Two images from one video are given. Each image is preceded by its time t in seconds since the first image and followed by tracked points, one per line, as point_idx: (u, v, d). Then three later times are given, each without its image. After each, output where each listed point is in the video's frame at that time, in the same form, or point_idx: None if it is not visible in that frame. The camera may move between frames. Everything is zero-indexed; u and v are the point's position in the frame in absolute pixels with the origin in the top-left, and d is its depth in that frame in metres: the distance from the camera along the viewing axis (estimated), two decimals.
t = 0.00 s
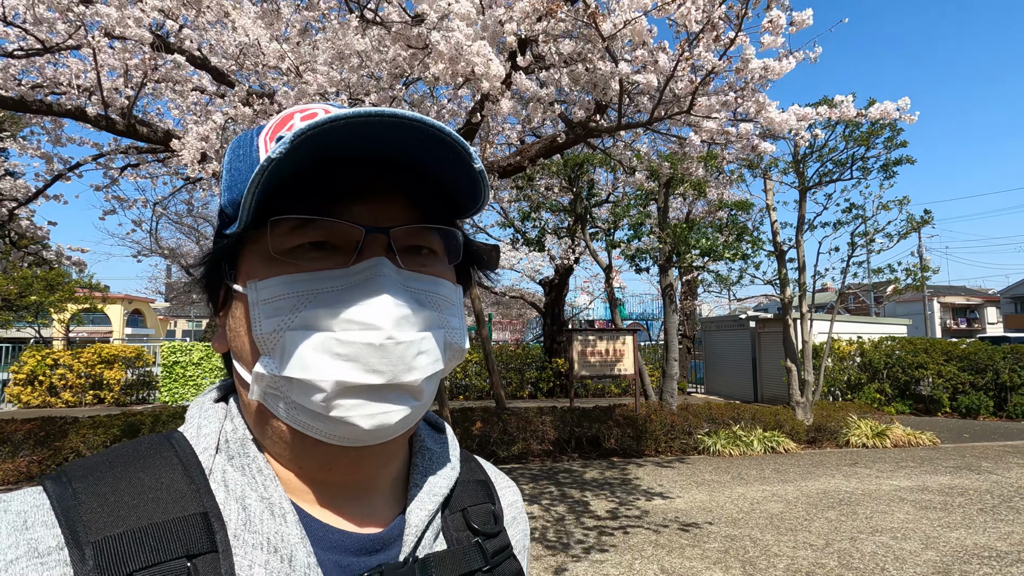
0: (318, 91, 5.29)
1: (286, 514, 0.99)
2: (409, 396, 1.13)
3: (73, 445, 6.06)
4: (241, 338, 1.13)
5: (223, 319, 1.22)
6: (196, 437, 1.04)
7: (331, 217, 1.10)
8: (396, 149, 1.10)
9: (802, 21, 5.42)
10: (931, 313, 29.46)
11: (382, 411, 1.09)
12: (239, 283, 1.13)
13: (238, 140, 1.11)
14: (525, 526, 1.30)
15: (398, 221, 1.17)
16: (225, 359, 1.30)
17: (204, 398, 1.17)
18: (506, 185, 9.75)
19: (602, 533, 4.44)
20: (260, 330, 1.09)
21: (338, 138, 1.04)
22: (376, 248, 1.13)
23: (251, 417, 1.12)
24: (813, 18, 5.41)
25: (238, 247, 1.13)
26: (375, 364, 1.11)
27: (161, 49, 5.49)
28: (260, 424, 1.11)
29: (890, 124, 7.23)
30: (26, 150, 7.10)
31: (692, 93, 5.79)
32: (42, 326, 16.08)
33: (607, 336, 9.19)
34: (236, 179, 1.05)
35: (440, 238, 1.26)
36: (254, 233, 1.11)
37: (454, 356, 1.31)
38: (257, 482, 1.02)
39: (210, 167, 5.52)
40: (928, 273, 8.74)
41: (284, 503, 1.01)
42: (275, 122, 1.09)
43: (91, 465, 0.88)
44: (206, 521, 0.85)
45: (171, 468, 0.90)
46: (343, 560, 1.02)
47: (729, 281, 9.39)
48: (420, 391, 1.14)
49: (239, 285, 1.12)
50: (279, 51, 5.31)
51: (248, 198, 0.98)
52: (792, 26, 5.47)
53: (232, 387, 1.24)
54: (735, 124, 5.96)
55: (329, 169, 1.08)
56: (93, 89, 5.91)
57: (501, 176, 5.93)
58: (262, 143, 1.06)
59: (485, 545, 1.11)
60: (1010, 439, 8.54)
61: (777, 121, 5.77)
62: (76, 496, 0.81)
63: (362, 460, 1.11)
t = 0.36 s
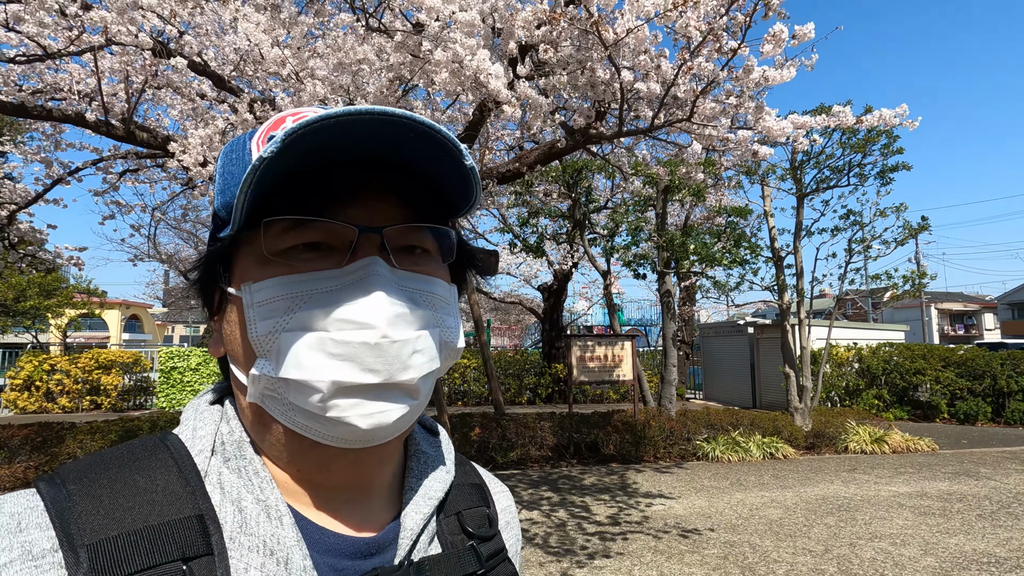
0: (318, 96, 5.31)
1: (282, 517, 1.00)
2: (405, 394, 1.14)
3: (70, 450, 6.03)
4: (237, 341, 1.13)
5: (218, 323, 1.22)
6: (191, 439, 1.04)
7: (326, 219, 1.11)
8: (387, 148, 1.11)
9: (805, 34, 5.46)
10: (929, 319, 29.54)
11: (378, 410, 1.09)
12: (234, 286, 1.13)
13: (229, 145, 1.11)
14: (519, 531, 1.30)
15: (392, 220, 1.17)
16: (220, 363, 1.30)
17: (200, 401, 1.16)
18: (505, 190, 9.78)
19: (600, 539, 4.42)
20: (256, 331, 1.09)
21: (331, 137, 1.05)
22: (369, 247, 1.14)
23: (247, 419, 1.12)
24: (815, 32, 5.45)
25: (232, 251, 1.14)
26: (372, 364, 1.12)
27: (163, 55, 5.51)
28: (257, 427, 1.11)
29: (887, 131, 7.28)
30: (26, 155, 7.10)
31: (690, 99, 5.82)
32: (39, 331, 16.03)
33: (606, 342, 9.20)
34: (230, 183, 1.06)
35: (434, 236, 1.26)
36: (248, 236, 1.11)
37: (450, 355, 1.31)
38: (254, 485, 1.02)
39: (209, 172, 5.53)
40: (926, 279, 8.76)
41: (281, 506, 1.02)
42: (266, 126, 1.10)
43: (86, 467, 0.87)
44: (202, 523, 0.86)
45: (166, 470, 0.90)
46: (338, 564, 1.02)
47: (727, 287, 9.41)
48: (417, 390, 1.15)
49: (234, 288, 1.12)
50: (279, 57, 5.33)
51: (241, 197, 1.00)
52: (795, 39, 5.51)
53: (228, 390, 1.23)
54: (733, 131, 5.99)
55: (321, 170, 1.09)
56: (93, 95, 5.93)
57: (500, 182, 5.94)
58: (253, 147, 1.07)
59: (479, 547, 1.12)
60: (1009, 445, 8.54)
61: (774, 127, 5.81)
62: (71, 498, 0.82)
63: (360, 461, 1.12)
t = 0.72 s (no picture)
0: (317, 101, 5.30)
1: (284, 547, 0.98)
2: (411, 418, 1.11)
3: (66, 457, 5.99)
4: (236, 365, 1.11)
5: (219, 345, 1.20)
6: (190, 466, 1.03)
7: (328, 239, 1.09)
8: (391, 165, 1.10)
9: (817, 36, 5.47)
10: (928, 323, 29.61)
11: (383, 436, 1.06)
12: (234, 308, 1.11)
13: (231, 163, 1.10)
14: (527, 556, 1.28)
15: (397, 239, 1.16)
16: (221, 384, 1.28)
17: (200, 424, 1.14)
18: (504, 195, 9.77)
19: (601, 547, 4.38)
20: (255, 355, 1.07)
21: (334, 156, 1.04)
22: (374, 267, 1.12)
23: (248, 444, 1.10)
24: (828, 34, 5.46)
25: (232, 272, 1.11)
26: (376, 389, 1.08)
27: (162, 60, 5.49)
28: (258, 452, 1.09)
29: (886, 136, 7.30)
30: (24, 159, 7.08)
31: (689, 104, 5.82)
32: (36, 336, 15.95)
33: (605, 347, 9.17)
34: (229, 203, 1.04)
35: (440, 255, 1.24)
36: (249, 257, 1.09)
37: (458, 374, 1.29)
38: (254, 514, 1.00)
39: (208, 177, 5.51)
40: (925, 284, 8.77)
41: (282, 537, 0.99)
42: (269, 142, 1.08)
43: (80, 497, 0.85)
44: (201, 555, 0.83)
45: (163, 499, 0.88)
46: None
47: (727, 292, 9.40)
48: (423, 413, 1.13)
49: (234, 310, 1.10)
50: (279, 63, 5.33)
51: (241, 220, 0.98)
52: (807, 41, 5.52)
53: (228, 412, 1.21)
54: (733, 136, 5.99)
55: (323, 187, 1.08)
56: (92, 99, 5.91)
57: (499, 187, 5.93)
58: (255, 164, 1.05)
59: None
60: (1009, 450, 8.53)
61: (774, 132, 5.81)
62: (63, 532, 0.79)
63: (363, 486, 1.09)
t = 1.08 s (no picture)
0: (316, 105, 5.29)
1: (273, 551, 0.97)
2: (405, 429, 1.10)
3: (62, 462, 5.95)
4: (227, 369, 1.09)
5: (210, 346, 1.18)
6: (179, 469, 1.01)
7: (323, 245, 1.07)
8: (391, 173, 1.08)
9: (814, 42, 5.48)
10: (927, 328, 29.62)
11: (376, 447, 1.06)
12: (226, 311, 1.09)
13: (227, 160, 1.08)
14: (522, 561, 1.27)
15: (395, 245, 1.14)
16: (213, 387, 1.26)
17: (189, 426, 1.13)
18: (503, 200, 9.76)
19: (600, 553, 4.35)
20: (247, 363, 1.05)
21: (333, 164, 1.02)
22: (371, 275, 1.11)
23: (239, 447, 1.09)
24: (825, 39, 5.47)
25: (225, 275, 1.09)
26: (371, 400, 1.08)
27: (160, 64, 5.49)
28: (248, 456, 1.08)
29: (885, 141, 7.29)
30: (23, 163, 7.07)
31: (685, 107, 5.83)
32: (34, 341, 15.91)
33: (605, 352, 9.15)
34: (222, 202, 1.02)
35: (440, 261, 1.23)
36: (242, 261, 1.07)
37: (454, 381, 1.28)
38: (243, 518, 0.99)
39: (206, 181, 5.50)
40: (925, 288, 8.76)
41: (272, 541, 0.98)
42: (266, 141, 1.06)
43: (65, 500, 0.84)
44: (189, 560, 0.81)
45: (151, 503, 0.86)
46: None
47: (727, 297, 9.39)
48: (418, 424, 1.12)
49: (226, 314, 1.08)
50: (278, 67, 5.33)
51: (236, 228, 0.96)
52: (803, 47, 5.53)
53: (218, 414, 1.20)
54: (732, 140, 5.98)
55: (321, 193, 1.06)
56: (92, 103, 5.91)
57: (498, 191, 5.92)
58: (252, 164, 1.03)
59: None
60: (1010, 455, 8.50)
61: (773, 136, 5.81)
62: (47, 537, 0.77)
63: (355, 494, 1.08)
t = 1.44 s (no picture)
0: (314, 111, 5.30)
1: (277, 558, 0.95)
2: (414, 456, 1.09)
3: (59, 469, 5.93)
4: (243, 377, 1.09)
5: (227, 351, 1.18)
6: (186, 472, 1.01)
7: (342, 262, 1.06)
8: (416, 197, 1.08)
9: (797, 42, 5.50)
10: (928, 334, 29.59)
11: (384, 474, 1.05)
12: (245, 321, 1.09)
13: (254, 166, 1.08)
14: None
15: (414, 266, 1.13)
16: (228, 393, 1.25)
17: (197, 429, 1.13)
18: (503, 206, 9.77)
19: (599, 562, 4.31)
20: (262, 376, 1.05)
21: (360, 187, 1.01)
22: (389, 295, 1.10)
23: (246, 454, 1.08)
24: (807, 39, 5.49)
25: (246, 285, 1.09)
26: (383, 423, 1.06)
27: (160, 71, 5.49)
28: (256, 465, 1.07)
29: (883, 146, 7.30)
30: (23, 170, 7.08)
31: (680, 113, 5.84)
32: (33, 346, 15.88)
33: (604, 358, 9.13)
34: (246, 213, 1.01)
35: (459, 284, 1.21)
36: (263, 273, 1.07)
37: (465, 407, 1.26)
38: (248, 523, 0.98)
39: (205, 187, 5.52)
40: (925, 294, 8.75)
41: (276, 545, 0.97)
42: (295, 154, 1.07)
43: (74, 499, 0.82)
44: (194, 563, 0.80)
45: (159, 505, 0.85)
46: None
47: (726, 303, 9.38)
48: (427, 451, 1.11)
49: (246, 324, 1.08)
50: (278, 73, 5.34)
51: (259, 246, 0.95)
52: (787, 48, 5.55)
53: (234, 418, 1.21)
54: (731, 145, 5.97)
55: (345, 213, 1.05)
56: (92, 110, 5.92)
57: (498, 197, 5.92)
58: (280, 176, 1.03)
59: None
60: (1012, 462, 8.46)
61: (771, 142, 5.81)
62: (56, 533, 0.76)
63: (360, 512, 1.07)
